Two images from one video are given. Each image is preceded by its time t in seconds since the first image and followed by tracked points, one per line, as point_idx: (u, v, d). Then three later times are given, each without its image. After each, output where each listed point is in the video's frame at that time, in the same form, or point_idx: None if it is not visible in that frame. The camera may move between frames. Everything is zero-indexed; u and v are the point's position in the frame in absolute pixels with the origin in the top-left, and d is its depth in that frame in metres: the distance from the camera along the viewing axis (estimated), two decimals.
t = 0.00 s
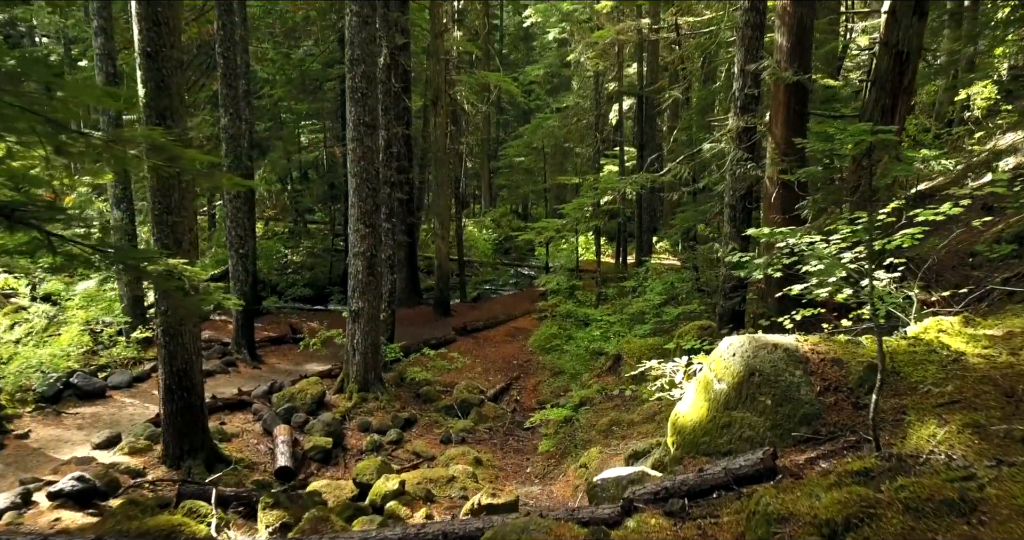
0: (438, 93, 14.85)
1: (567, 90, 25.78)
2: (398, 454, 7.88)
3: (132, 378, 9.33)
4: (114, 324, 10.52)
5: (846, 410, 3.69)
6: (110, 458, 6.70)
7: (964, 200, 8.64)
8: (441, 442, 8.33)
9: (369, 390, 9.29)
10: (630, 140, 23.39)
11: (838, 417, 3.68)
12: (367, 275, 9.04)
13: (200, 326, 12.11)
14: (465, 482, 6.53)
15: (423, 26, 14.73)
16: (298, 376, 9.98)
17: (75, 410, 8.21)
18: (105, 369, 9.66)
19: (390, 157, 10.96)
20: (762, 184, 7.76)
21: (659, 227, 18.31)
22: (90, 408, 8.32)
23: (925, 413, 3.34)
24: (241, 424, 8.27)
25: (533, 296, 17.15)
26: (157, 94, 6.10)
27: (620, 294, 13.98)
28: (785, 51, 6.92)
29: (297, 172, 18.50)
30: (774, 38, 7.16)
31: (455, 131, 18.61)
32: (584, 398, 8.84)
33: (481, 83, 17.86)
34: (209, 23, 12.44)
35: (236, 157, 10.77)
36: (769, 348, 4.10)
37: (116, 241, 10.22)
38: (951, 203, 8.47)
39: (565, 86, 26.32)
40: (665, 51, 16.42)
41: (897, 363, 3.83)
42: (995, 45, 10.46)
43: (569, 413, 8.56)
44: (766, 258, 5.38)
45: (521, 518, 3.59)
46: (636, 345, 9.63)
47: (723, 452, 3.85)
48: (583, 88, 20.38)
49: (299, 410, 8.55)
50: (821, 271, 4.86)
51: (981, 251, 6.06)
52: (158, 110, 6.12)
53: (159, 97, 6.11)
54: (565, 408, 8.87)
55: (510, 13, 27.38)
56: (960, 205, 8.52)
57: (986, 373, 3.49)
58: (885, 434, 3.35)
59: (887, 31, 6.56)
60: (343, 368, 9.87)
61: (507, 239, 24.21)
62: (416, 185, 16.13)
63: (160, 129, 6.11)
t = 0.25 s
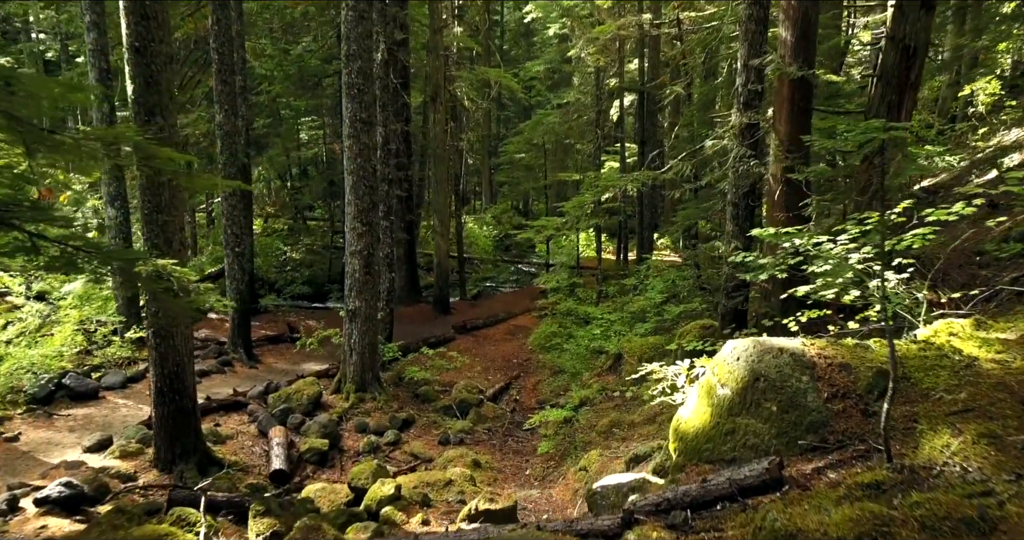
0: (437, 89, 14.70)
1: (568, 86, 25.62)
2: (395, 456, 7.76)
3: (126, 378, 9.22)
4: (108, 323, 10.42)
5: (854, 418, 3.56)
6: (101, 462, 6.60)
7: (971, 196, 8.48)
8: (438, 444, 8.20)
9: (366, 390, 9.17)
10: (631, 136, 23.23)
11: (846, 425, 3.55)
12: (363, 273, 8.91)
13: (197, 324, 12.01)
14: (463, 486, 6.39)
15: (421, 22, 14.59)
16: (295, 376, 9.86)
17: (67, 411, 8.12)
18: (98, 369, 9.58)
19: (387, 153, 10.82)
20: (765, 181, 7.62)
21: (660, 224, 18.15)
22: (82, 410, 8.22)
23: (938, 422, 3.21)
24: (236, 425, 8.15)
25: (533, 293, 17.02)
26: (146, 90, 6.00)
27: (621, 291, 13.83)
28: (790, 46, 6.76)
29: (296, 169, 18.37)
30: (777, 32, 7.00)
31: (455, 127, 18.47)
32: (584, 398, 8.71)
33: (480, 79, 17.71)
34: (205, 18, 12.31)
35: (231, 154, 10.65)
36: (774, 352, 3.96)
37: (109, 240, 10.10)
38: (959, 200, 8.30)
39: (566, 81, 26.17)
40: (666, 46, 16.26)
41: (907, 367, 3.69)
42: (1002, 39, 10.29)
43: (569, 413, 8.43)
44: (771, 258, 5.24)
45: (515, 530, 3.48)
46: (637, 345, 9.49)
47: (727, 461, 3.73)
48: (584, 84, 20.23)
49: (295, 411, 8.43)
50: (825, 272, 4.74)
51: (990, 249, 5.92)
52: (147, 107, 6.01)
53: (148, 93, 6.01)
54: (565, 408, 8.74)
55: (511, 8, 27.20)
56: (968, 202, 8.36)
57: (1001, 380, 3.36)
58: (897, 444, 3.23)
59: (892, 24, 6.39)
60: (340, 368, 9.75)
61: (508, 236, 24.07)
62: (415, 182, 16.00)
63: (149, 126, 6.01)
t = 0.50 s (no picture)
0: (435, 86, 14.52)
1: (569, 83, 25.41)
2: (391, 461, 7.60)
3: (119, 380, 9.04)
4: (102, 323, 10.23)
5: (867, 432, 3.41)
6: (90, 468, 6.43)
7: (980, 197, 8.32)
8: (436, 448, 8.05)
9: (363, 393, 9.02)
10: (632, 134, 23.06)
11: (859, 440, 3.39)
12: (360, 274, 8.76)
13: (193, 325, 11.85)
14: (460, 494, 6.22)
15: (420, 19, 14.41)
16: (290, 378, 9.70)
17: (59, 414, 7.94)
18: (92, 370, 9.40)
19: (384, 152, 10.65)
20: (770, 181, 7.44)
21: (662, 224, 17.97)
22: (74, 412, 8.04)
23: (956, 439, 3.06)
24: (230, 429, 7.99)
25: (533, 293, 16.86)
26: (135, 88, 5.84)
27: (622, 292, 13.68)
28: (795, 43, 6.59)
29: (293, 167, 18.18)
30: (783, 28, 6.82)
31: (454, 125, 18.29)
32: (584, 403, 8.55)
33: (480, 76, 17.54)
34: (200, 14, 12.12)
35: (226, 153, 10.48)
36: (783, 361, 3.79)
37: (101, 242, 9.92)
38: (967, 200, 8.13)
39: (567, 79, 25.98)
40: (668, 44, 16.07)
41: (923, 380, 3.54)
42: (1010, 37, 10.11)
43: (569, 418, 8.27)
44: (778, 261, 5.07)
45: None
46: (639, 347, 9.34)
47: (733, 475, 3.55)
48: (585, 82, 20.04)
49: (290, 414, 8.28)
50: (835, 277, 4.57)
51: (1003, 253, 5.74)
52: (136, 105, 5.85)
53: (137, 91, 5.85)
54: (564, 412, 8.58)
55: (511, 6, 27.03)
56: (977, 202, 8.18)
57: (1022, 394, 3.21)
58: (913, 462, 3.08)
59: (902, 21, 6.23)
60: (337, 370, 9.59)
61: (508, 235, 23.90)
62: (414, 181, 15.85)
63: (138, 125, 5.85)
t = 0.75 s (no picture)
0: (434, 85, 14.36)
1: (569, 83, 25.24)
2: (387, 469, 7.44)
3: (110, 384, 8.87)
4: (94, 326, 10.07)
5: (879, 448, 3.24)
6: (77, 477, 6.27)
7: (988, 198, 8.16)
8: (433, 455, 7.89)
9: (358, 398, 8.86)
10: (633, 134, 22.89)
11: (872, 456, 3.23)
12: (355, 276, 8.60)
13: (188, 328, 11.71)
14: (456, 504, 6.07)
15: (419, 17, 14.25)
16: (286, 382, 9.55)
17: (48, 420, 7.78)
18: (84, 374, 9.25)
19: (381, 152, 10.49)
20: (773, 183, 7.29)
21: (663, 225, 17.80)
22: (64, 418, 7.88)
23: (975, 457, 2.91)
24: (223, 435, 7.83)
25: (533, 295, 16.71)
26: (122, 86, 5.67)
27: (622, 294, 13.52)
28: (801, 40, 6.43)
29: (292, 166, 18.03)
30: (788, 26, 6.66)
31: (453, 125, 18.12)
32: (584, 408, 8.40)
33: (479, 76, 17.38)
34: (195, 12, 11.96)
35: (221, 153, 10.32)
36: (790, 373, 3.62)
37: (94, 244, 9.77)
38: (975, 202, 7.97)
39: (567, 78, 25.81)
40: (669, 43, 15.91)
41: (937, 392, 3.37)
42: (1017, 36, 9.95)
43: (569, 424, 8.12)
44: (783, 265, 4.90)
45: None
46: (640, 351, 9.18)
47: (738, 491, 3.38)
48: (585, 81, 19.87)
49: (284, 420, 8.12)
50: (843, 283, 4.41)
51: (1015, 257, 5.59)
52: (124, 104, 5.68)
53: (125, 90, 5.68)
54: (564, 418, 8.43)
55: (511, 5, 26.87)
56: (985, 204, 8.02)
57: None
58: (929, 482, 2.92)
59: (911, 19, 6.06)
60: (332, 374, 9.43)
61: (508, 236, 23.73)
62: (412, 181, 15.69)
63: (126, 125, 5.69)
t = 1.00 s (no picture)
0: (432, 84, 14.18)
1: (569, 82, 25.06)
2: (382, 476, 7.29)
3: (101, 389, 8.71)
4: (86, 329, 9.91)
5: (892, 465, 3.11)
6: (64, 487, 6.11)
7: (995, 200, 8.00)
8: (430, 462, 7.75)
9: (354, 404, 8.72)
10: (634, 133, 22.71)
11: (885, 474, 3.09)
12: (351, 279, 8.44)
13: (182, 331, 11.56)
14: (453, 514, 5.92)
15: (417, 16, 14.08)
16: (280, 387, 9.41)
17: (37, 426, 7.63)
18: (75, 379, 9.09)
19: (378, 153, 10.33)
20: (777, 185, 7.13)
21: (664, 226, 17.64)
22: (53, 424, 7.72)
23: (995, 478, 2.82)
24: (215, 442, 7.68)
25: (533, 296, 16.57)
26: (109, 86, 5.49)
27: (623, 296, 13.37)
28: (805, 39, 6.28)
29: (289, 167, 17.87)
30: (792, 23, 6.50)
31: (452, 125, 17.96)
32: (584, 414, 8.25)
33: (478, 75, 17.23)
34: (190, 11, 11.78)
35: (215, 154, 10.15)
36: (797, 385, 3.47)
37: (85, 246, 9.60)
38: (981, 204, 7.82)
39: (567, 78, 25.64)
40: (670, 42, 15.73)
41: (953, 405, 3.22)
42: None
43: (568, 430, 7.97)
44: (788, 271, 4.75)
45: None
46: (641, 356, 9.03)
47: (744, 509, 3.23)
48: (585, 81, 19.70)
49: (278, 426, 7.97)
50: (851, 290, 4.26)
51: None
52: (111, 104, 5.51)
53: (112, 89, 5.51)
54: (563, 424, 8.28)
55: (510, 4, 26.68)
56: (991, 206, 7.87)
57: None
58: (948, 504, 2.79)
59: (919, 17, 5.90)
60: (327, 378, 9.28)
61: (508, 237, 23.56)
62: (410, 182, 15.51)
63: (113, 126, 5.52)
